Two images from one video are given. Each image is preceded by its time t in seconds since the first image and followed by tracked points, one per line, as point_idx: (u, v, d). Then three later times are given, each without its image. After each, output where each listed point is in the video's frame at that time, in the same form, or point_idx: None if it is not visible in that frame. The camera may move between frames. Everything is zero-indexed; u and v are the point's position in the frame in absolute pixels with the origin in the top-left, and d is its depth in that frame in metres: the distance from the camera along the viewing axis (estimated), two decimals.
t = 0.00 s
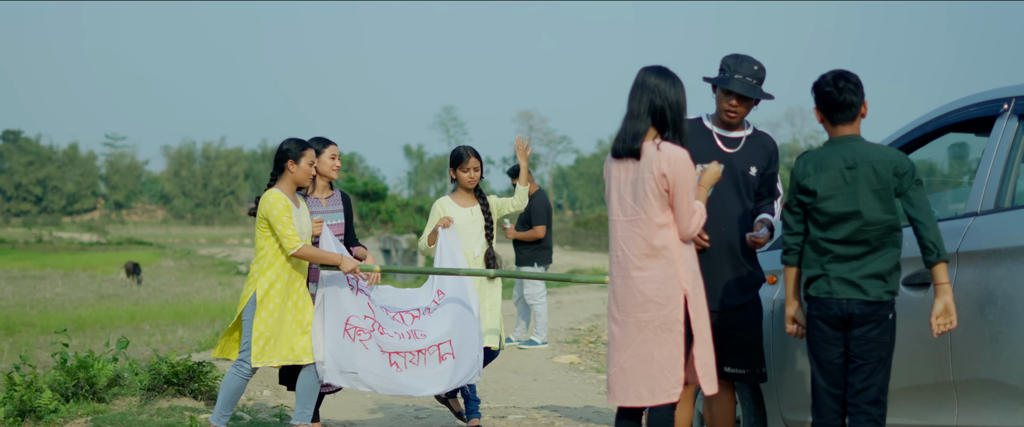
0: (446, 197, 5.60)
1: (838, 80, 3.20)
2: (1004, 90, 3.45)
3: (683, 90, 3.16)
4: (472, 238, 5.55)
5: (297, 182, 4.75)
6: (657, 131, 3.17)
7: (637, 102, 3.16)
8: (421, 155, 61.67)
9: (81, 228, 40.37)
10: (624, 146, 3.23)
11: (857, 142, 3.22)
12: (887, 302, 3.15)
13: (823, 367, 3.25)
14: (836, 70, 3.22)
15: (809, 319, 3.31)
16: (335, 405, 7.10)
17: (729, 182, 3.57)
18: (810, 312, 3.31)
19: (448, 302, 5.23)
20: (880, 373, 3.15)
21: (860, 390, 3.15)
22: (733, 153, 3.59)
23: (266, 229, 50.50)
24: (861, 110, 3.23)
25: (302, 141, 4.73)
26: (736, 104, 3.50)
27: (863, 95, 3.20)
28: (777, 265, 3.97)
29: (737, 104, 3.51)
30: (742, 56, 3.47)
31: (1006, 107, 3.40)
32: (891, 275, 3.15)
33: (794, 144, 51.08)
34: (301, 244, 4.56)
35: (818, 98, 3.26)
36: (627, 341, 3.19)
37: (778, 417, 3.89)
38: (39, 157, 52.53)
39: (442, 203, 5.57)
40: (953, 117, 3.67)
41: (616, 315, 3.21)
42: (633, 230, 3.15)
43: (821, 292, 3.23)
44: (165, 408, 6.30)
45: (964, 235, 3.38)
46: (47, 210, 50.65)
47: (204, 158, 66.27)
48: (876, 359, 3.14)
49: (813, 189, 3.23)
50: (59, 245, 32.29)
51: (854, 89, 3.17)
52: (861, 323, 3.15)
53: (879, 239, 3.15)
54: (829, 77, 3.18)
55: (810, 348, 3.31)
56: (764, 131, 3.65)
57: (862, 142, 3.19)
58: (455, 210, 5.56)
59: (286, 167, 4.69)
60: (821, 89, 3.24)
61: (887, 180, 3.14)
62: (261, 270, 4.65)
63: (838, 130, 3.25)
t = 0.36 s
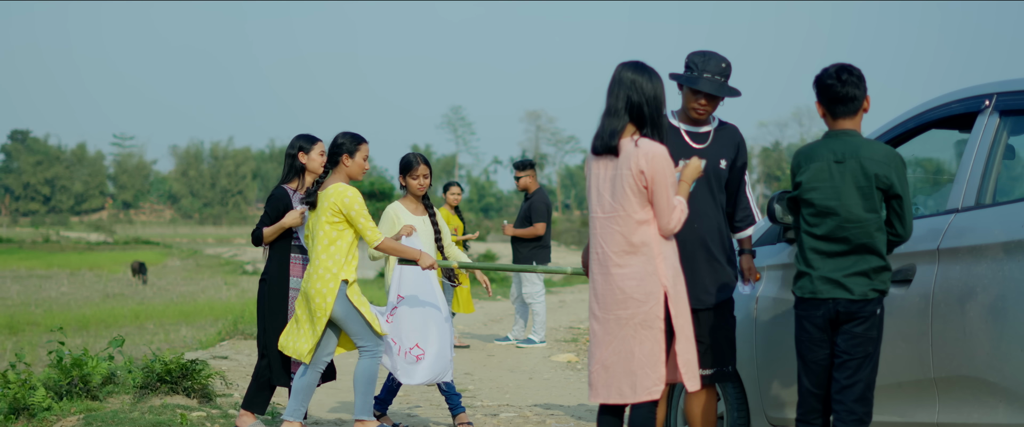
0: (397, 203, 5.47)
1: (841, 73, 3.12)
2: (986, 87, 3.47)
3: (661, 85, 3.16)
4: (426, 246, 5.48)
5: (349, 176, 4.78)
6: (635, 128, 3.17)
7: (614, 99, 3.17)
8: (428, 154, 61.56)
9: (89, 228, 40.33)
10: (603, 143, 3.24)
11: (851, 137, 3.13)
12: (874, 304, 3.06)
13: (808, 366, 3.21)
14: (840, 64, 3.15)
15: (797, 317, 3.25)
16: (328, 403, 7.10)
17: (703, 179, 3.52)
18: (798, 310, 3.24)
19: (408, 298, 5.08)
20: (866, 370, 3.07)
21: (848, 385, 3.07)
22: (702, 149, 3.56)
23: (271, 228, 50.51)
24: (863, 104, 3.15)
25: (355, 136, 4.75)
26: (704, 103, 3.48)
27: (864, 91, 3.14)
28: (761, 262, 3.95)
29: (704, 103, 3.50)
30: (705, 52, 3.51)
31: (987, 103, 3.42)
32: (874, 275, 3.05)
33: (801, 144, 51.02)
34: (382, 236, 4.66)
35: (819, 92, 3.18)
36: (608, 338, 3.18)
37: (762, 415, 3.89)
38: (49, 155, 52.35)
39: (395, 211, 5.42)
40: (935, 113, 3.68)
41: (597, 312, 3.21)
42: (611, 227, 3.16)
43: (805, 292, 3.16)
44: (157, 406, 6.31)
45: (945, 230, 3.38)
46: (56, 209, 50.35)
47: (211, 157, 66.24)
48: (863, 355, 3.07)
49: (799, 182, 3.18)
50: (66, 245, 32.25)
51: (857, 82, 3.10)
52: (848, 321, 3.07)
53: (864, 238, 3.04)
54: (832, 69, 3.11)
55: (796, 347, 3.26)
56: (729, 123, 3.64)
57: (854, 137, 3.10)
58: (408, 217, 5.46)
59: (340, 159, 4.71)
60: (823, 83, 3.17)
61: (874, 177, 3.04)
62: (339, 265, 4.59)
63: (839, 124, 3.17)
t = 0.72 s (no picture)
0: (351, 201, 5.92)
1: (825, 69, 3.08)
2: (967, 86, 3.47)
3: (640, 83, 3.14)
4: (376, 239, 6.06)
5: (430, 182, 4.91)
6: (615, 128, 3.17)
7: (594, 99, 3.16)
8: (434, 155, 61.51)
9: (96, 227, 40.31)
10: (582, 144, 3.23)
11: (839, 134, 3.08)
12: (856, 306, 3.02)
13: (787, 366, 3.15)
14: (823, 59, 3.10)
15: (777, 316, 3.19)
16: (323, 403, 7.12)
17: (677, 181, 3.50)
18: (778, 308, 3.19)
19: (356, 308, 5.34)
20: (849, 371, 3.03)
21: (831, 388, 3.02)
22: (668, 151, 3.54)
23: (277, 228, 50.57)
24: (845, 100, 3.11)
25: (438, 142, 4.88)
26: (671, 109, 3.48)
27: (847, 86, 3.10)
28: (744, 262, 3.95)
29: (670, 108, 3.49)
30: (659, 55, 3.49)
31: (969, 102, 3.43)
32: (858, 274, 3.02)
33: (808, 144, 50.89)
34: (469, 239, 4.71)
35: (801, 88, 3.14)
36: (590, 339, 3.18)
37: (745, 416, 3.88)
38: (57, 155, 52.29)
39: (350, 207, 5.91)
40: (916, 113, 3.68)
41: (579, 313, 3.21)
42: (592, 227, 3.16)
43: (789, 290, 3.12)
44: (150, 406, 6.33)
45: (926, 229, 3.37)
46: (66, 209, 49.54)
47: (218, 158, 66.31)
48: (845, 356, 3.02)
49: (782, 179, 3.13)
50: (74, 244, 32.28)
51: (840, 79, 3.07)
52: (831, 321, 3.03)
53: (849, 237, 3.01)
54: (816, 65, 3.05)
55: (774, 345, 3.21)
56: (689, 122, 3.64)
57: (841, 134, 3.05)
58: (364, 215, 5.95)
59: (421, 167, 4.86)
60: (805, 79, 3.11)
61: (860, 176, 3.02)
62: (428, 272, 4.77)
63: (822, 120, 3.12)
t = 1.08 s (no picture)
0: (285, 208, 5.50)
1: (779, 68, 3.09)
2: (945, 89, 3.48)
3: (617, 85, 3.14)
4: (308, 251, 5.58)
5: (504, 189, 5.26)
6: (592, 131, 3.17)
7: (571, 103, 3.16)
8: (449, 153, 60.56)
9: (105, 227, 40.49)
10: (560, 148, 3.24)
11: (800, 135, 3.09)
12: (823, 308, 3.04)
13: (754, 367, 3.14)
14: (777, 59, 3.11)
15: (744, 318, 3.18)
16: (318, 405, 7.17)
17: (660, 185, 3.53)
18: (744, 310, 3.19)
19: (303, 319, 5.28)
20: (820, 375, 3.06)
21: (804, 394, 3.05)
22: (649, 154, 3.54)
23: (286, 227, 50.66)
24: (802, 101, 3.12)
25: (511, 152, 5.23)
26: (653, 115, 3.46)
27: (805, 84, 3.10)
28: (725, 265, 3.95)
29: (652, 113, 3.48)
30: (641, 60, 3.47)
31: (947, 106, 3.43)
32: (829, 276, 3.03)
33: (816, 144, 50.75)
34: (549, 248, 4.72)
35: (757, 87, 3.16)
36: (565, 342, 3.20)
37: (727, 418, 3.89)
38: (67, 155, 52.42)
39: (285, 213, 5.49)
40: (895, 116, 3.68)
41: (555, 316, 3.23)
42: (568, 231, 3.17)
43: (757, 291, 3.10)
44: (143, 408, 6.38)
45: (904, 232, 3.37)
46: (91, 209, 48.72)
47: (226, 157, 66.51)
48: (815, 361, 3.05)
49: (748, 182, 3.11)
50: (82, 244, 32.41)
51: (795, 79, 3.08)
52: (800, 324, 3.04)
53: (820, 238, 3.02)
54: (770, 64, 3.07)
55: (740, 346, 3.20)
56: (671, 127, 3.64)
57: (802, 135, 3.07)
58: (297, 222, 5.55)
59: (496, 174, 5.21)
60: (761, 78, 3.13)
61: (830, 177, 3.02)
62: (495, 275, 5.06)
63: (778, 120, 3.14)
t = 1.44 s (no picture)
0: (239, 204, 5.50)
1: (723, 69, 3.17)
2: (923, 92, 3.50)
3: (585, 89, 3.17)
4: (263, 247, 5.56)
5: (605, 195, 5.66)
6: (559, 135, 3.20)
7: (539, 106, 3.19)
8: (457, 154, 60.49)
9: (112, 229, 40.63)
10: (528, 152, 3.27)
11: (748, 134, 3.18)
12: (785, 310, 3.07)
13: (716, 369, 3.17)
14: (724, 61, 3.19)
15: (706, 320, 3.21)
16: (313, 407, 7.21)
17: (638, 185, 3.55)
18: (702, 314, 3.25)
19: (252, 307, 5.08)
20: (792, 378, 3.07)
21: (779, 398, 3.08)
22: (625, 155, 3.55)
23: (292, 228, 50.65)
24: (750, 100, 3.18)
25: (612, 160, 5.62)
26: (628, 115, 3.47)
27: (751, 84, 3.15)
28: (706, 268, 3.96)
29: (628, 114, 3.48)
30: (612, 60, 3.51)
31: (925, 108, 3.45)
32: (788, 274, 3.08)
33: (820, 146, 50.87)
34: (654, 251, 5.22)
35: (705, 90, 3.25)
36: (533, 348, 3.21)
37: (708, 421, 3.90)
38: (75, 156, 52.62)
39: (238, 210, 5.46)
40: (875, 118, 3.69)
41: (522, 321, 3.24)
42: (536, 235, 3.19)
43: (714, 292, 3.17)
44: (136, 410, 6.42)
45: (882, 235, 3.38)
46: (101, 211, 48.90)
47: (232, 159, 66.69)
48: (781, 365, 3.06)
49: (697, 183, 3.20)
50: (88, 245, 32.54)
51: (740, 79, 3.15)
52: (758, 330, 3.07)
53: (774, 235, 3.09)
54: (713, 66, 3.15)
55: (702, 348, 3.24)
56: (648, 123, 3.64)
57: (750, 134, 3.16)
58: (251, 219, 5.54)
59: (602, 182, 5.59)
60: (707, 80, 3.21)
61: (778, 174, 3.09)
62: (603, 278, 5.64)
63: (727, 122, 3.21)
